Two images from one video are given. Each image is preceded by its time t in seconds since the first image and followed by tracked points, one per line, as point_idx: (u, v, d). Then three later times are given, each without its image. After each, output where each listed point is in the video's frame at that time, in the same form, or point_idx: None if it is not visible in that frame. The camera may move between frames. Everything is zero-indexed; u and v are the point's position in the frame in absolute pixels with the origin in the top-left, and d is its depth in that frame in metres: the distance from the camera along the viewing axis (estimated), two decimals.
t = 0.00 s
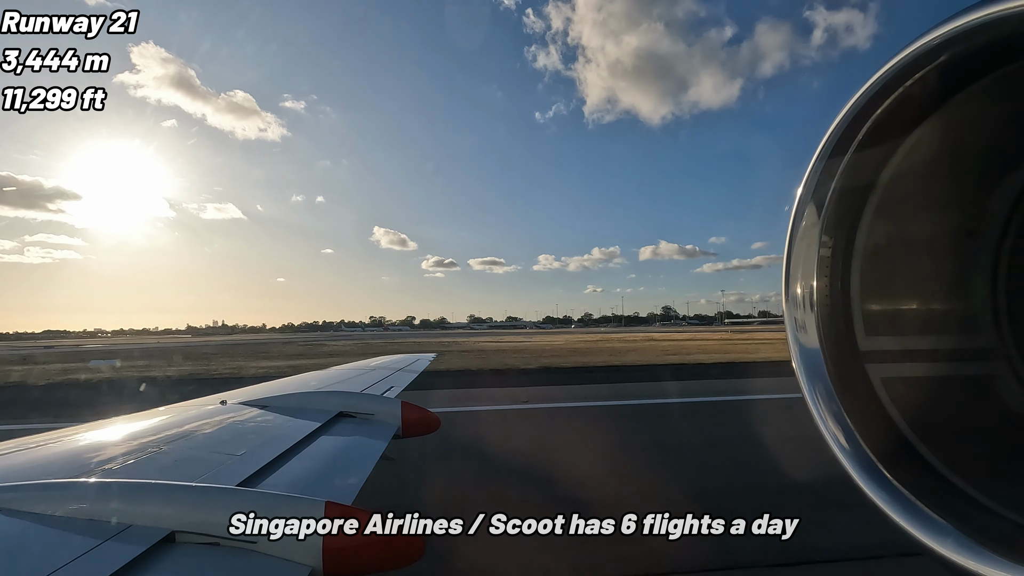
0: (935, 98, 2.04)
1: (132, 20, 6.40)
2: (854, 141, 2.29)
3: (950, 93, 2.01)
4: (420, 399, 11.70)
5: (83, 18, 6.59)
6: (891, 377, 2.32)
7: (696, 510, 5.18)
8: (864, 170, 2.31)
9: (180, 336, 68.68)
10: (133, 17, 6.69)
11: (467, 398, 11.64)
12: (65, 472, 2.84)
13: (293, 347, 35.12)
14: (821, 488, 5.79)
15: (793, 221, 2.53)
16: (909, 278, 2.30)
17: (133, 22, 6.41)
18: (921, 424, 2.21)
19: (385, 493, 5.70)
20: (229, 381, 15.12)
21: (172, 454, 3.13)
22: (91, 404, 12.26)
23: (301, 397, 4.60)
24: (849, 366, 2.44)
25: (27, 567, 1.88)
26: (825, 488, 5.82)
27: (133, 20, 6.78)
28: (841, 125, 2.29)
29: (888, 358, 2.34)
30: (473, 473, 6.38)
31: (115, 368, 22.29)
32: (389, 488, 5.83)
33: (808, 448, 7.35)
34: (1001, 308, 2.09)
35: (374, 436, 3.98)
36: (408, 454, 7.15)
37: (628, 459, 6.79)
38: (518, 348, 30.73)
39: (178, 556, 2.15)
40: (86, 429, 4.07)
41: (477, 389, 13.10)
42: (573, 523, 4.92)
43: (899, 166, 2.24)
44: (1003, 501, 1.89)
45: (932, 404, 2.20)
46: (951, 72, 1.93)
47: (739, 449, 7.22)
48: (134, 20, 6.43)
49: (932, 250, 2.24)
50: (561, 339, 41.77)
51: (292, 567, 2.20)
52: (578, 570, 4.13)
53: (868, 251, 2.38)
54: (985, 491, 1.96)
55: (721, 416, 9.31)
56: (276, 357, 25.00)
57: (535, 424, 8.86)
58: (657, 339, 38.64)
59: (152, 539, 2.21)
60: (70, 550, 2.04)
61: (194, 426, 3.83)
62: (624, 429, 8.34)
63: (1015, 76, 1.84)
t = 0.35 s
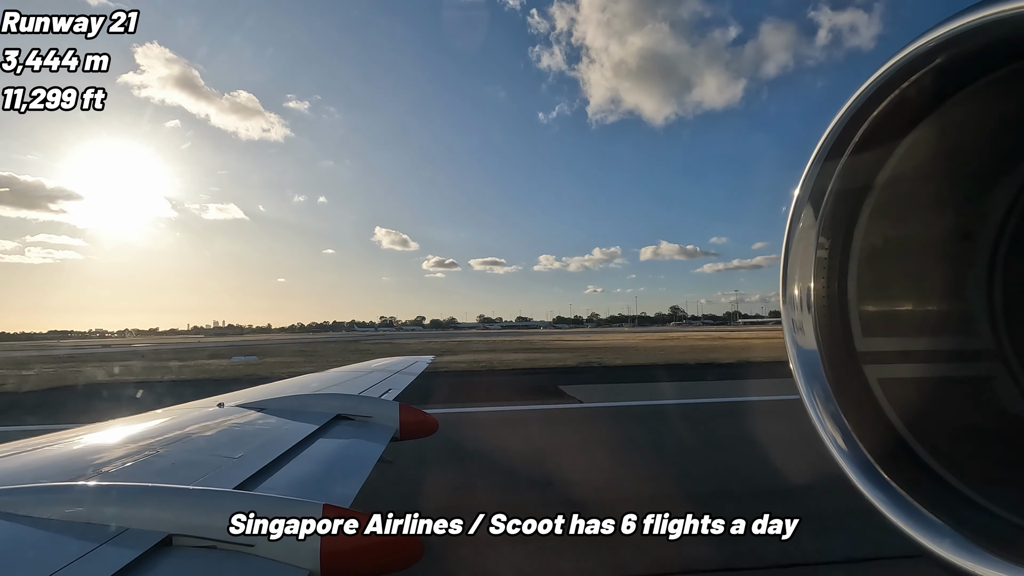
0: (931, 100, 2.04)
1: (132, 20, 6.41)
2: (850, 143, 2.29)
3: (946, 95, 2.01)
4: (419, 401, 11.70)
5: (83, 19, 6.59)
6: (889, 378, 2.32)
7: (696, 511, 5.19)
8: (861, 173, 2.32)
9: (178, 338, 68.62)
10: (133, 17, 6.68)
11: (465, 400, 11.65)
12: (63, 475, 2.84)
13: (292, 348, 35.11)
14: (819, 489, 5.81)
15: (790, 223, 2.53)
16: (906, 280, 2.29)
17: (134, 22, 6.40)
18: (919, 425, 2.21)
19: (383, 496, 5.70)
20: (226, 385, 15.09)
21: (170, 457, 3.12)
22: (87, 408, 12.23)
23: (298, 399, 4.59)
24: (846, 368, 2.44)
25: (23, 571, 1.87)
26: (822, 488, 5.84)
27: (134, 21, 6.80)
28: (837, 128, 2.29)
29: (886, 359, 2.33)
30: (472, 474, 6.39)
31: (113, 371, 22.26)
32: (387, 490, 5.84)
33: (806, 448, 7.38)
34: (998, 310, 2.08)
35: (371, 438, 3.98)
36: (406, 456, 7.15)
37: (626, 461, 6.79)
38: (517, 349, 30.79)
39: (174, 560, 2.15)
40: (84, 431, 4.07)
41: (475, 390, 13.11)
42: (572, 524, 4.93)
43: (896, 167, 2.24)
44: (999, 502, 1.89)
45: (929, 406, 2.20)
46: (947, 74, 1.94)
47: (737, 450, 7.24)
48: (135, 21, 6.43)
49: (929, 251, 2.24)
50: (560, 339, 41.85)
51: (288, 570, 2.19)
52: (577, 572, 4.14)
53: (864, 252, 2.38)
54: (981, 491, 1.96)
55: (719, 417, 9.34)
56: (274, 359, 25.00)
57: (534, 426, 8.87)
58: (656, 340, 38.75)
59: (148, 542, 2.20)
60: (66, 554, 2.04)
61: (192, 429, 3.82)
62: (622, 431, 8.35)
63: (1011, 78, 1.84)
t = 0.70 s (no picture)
0: (929, 101, 2.05)
1: (131, 19, 6.38)
2: (848, 144, 2.30)
3: (944, 96, 2.02)
4: (416, 401, 11.68)
5: (82, 19, 6.59)
6: (886, 377, 2.32)
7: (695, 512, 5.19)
8: (859, 174, 2.32)
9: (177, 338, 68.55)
10: (134, 17, 6.44)
11: (463, 400, 11.64)
12: (61, 473, 2.84)
13: (292, 348, 35.08)
14: (817, 490, 5.82)
15: (788, 223, 2.54)
16: (903, 280, 2.30)
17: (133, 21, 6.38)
18: (916, 425, 2.21)
19: (382, 496, 5.70)
20: (223, 386, 15.02)
21: (168, 456, 3.12)
22: (85, 408, 12.19)
23: (296, 398, 4.59)
24: (843, 368, 2.44)
25: (23, 570, 1.87)
26: (821, 489, 5.86)
27: (135, 21, 6.43)
28: (835, 128, 2.30)
29: (883, 358, 2.33)
30: (471, 474, 6.39)
31: (112, 372, 22.21)
32: (386, 490, 5.83)
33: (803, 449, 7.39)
34: (995, 311, 2.08)
35: (369, 437, 3.98)
36: (405, 456, 7.15)
37: (625, 461, 6.80)
38: (515, 349, 30.77)
39: (174, 559, 2.15)
40: (81, 430, 4.05)
41: (473, 391, 13.10)
42: (572, 524, 4.93)
43: (893, 168, 2.24)
44: (995, 501, 1.90)
45: (926, 406, 2.20)
46: (945, 75, 1.94)
47: (736, 451, 7.25)
48: (133, 19, 6.41)
49: (926, 252, 2.24)
50: (559, 339, 41.86)
51: (287, 569, 2.20)
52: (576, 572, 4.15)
53: (862, 252, 2.38)
54: (978, 491, 1.96)
55: (717, 417, 9.36)
56: (272, 360, 24.93)
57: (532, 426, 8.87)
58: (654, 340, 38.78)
59: (148, 542, 2.20)
60: (65, 553, 2.04)
61: (189, 428, 3.81)
62: (621, 431, 8.35)
63: (1007, 79, 1.85)
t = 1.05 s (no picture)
0: (926, 101, 2.05)
1: (128, 20, 6.37)
2: (845, 144, 2.30)
3: (941, 97, 2.02)
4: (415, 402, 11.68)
5: (81, 19, 6.59)
6: (884, 378, 2.32)
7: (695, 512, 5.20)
8: (856, 174, 2.32)
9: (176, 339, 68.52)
10: (134, 16, 6.33)
11: (462, 401, 11.64)
12: (59, 475, 2.84)
13: (291, 349, 35.05)
14: (816, 489, 5.83)
15: (786, 223, 2.53)
16: (901, 280, 2.29)
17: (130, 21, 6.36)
18: (914, 425, 2.20)
19: (382, 497, 5.70)
20: (221, 388, 15.00)
21: (165, 458, 3.11)
22: (82, 411, 12.14)
23: (294, 400, 4.58)
24: (841, 368, 2.45)
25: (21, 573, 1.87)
26: (819, 488, 5.87)
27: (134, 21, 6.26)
28: (832, 129, 2.30)
29: (881, 358, 2.33)
30: (470, 475, 6.39)
31: (110, 374, 22.18)
32: (386, 491, 5.83)
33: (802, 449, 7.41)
34: (993, 310, 2.07)
35: (367, 438, 3.98)
36: (405, 457, 7.14)
37: (625, 462, 6.80)
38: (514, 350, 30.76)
39: (173, 561, 2.15)
40: (78, 432, 4.04)
41: (472, 391, 13.10)
42: (572, 524, 4.93)
43: (891, 168, 2.24)
44: (993, 501, 1.89)
45: (924, 406, 2.19)
46: (942, 75, 1.94)
47: (735, 451, 7.26)
48: (131, 19, 6.39)
49: (923, 252, 2.24)
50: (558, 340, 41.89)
51: (286, 570, 2.20)
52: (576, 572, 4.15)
53: (860, 252, 2.38)
54: (976, 490, 1.96)
55: (715, 418, 9.38)
56: (270, 361, 24.90)
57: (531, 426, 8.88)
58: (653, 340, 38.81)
59: (146, 544, 2.20)
60: (64, 556, 2.03)
61: (186, 430, 3.80)
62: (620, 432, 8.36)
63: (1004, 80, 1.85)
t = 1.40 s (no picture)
0: (924, 101, 2.05)
1: (130, 19, 6.35)
2: (844, 144, 2.31)
3: (940, 96, 2.02)
4: (415, 401, 11.69)
5: (83, 19, 6.60)
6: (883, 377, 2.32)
7: (695, 512, 5.19)
8: (856, 173, 2.32)
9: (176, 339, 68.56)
10: (135, 17, 6.22)
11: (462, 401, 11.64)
12: (59, 475, 2.84)
13: (291, 349, 35.05)
14: (816, 490, 5.83)
15: (785, 222, 2.54)
16: (900, 280, 2.29)
17: (132, 21, 6.34)
18: (914, 425, 2.20)
19: (382, 497, 5.70)
20: (220, 388, 15.00)
21: (163, 458, 3.10)
22: (82, 412, 12.14)
23: (294, 399, 4.58)
24: (841, 367, 2.45)
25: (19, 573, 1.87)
26: (819, 489, 5.87)
27: (135, 20, 6.22)
28: (832, 128, 2.31)
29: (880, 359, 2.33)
30: (470, 475, 6.39)
31: (111, 374, 22.17)
32: (386, 491, 5.83)
33: (802, 449, 7.40)
34: (993, 310, 2.06)
35: (367, 438, 3.98)
36: (404, 457, 7.14)
37: (624, 462, 6.80)
38: (514, 349, 30.78)
39: (172, 561, 2.15)
40: (77, 432, 4.04)
41: (472, 391, 13.10)
42: (572, 524, 4.93)
43: (890, 167, 2.24)
44: (992, 499, 1.89)
45: (924, 406, 2.19)
46: (940, 75, 1.95)
47: (735, 451, 7.26)
48: (132, 19, 6.37)
49: (923, 252, 2.23)
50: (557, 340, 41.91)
51: (286, 570, 2.19)
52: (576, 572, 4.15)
53: (859, 252, 2.39)
54: (974, 489, 1.96)
55: (715, 418, 9.37)
56: (269, 361, 24.91)
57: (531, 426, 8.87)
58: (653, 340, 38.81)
59: (145, 544, 2.20)
60: (61, 557, 2.03)
61: (185, 429, 3.80)
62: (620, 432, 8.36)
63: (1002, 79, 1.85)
